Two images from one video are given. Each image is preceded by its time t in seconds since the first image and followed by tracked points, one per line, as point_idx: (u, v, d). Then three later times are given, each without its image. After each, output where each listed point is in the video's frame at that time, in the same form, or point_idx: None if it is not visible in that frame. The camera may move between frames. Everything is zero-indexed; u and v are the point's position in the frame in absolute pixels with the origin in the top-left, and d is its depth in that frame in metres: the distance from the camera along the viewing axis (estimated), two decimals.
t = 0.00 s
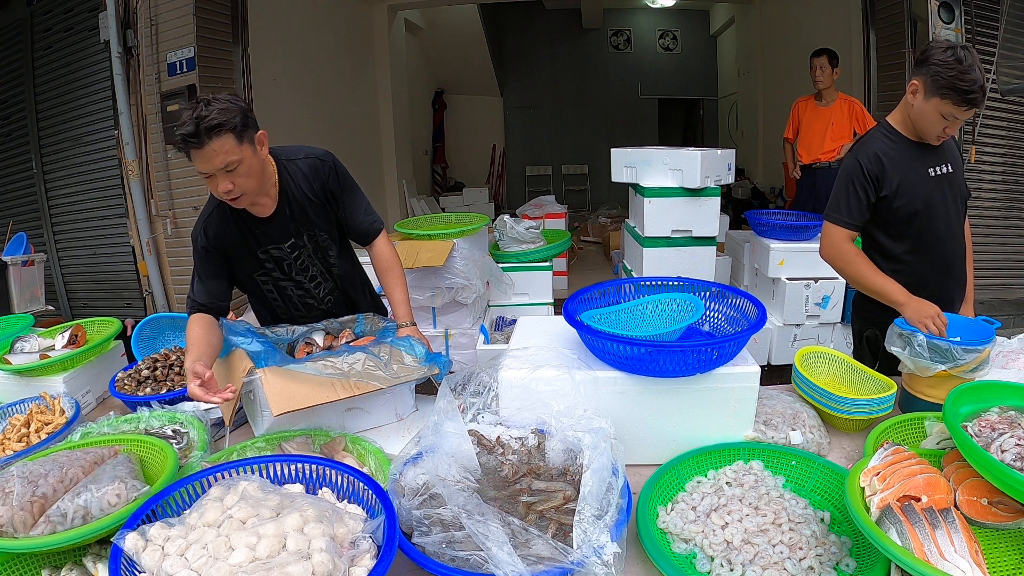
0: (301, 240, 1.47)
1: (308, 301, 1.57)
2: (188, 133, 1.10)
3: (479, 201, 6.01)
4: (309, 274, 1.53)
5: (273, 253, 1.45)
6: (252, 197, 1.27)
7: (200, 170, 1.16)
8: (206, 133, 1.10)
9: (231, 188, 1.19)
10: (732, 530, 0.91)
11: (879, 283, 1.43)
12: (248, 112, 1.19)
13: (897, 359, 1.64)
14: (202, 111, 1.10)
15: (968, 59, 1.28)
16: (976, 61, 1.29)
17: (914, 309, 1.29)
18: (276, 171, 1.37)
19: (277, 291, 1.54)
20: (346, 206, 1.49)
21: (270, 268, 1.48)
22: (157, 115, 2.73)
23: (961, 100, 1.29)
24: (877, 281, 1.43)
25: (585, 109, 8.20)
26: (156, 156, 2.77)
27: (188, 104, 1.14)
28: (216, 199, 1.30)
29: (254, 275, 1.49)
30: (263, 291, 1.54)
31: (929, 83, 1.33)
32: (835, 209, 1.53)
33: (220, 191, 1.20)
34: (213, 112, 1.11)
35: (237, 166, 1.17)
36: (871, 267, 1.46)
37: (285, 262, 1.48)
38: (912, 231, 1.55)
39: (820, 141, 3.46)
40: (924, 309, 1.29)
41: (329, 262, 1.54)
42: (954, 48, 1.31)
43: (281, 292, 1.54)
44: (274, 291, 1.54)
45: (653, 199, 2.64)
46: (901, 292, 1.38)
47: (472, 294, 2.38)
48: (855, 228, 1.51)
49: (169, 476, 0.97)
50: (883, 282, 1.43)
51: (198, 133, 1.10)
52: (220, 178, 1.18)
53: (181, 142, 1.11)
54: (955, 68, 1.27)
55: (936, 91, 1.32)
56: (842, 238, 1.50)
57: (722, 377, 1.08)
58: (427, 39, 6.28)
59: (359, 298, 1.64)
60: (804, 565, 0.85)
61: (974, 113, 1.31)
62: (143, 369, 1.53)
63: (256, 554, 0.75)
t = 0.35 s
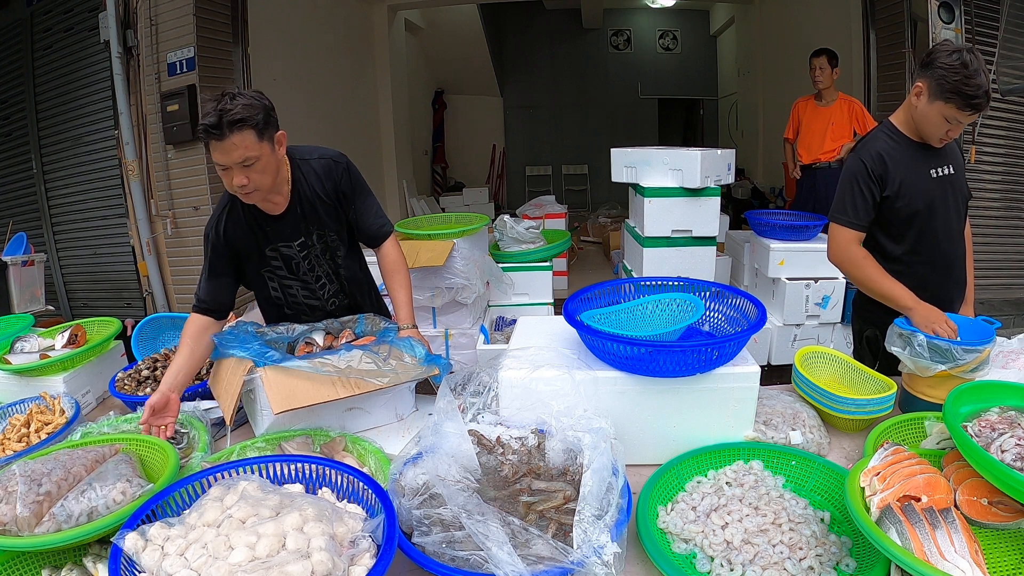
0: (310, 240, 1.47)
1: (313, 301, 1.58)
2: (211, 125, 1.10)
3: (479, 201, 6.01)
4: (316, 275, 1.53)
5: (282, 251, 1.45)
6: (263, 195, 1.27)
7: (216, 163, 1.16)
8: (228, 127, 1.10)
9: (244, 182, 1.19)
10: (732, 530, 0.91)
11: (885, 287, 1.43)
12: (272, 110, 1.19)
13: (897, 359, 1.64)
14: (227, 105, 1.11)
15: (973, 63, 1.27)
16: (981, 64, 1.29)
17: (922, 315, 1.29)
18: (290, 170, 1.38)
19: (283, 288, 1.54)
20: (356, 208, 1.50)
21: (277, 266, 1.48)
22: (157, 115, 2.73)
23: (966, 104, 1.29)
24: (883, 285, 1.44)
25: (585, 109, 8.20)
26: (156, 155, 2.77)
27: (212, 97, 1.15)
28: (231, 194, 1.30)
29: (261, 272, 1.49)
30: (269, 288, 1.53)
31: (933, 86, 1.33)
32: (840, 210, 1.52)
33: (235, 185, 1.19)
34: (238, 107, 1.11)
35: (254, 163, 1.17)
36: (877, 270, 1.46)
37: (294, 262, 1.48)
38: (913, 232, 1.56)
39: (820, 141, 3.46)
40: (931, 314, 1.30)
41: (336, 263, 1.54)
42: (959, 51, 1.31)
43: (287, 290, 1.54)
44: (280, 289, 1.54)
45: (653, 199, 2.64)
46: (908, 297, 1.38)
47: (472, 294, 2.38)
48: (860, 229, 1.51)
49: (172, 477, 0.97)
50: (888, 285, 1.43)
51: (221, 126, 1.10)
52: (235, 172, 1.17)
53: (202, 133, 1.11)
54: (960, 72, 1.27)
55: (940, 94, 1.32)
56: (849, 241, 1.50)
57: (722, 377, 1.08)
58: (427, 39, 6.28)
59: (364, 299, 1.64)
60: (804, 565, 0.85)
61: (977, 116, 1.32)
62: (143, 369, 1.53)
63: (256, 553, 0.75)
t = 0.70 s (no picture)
0: (308, 242, 1.47)
1: (313, 304, 1.57)
2: (211, 127, 1.09)
3: (479, 201, 6.00)
4: (314, 277, 1.52)
5: (280, 254, 1.45)
6: (261, 200, 1.27)
7: (215, 166, 1.15)
8: (229, 130, 1.10)
9: (242, 186, 1.18)
10: (732, 529, 0.91)
11: (879, 285, 1.43)
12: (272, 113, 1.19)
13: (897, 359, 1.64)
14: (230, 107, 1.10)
15: (978, 66, 1.27)
16: (985, 68, 1.29)
17: (915, 311, 1.29)
18: (285, 172, 1.38)
19: (283, 292, 1.53)
20: (353, 209, 1.50)
21: (276, 270, 1.47)
22: (157, 115, 2.73)
23: (970, 108, 1.29)
24: (877, 283, 1.43)
25: (585, 109, 8.20)
26: (156, 155, 2.77)
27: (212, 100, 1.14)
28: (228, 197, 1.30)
29: (259, 276, 1.48)
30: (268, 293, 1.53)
31: (937, 89, 1.33)
32: (838, 209, 1.52)
33: (233, 189, 1.19)
34: (241, 111, 1.11)
35: (253, 167, 1.17)
36: (871, 268, 1.46)
37: (292, 265, 1.48)
38: (914, 232, 1.56)
39: (820, 142, 3.46)
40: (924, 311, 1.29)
41: (335, 264, 1.54)
42: (964, 53, 1.31)
43: (286, 293, 1.53)
44: (279, 293, 1.53)
45: (653, 199, 2.64)
46: (902, 294, 1.38)
47: (472, 294, 2.38)
48: (857, 229, 1.51)
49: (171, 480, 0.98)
50: (884, 284, 1.43)
51: (221, 129, 1.09)
52: (234, 175, 1.16)
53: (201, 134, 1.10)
54: (965, 76, 1.27)
55: (944, 98, 1.32)
56: (844, 239, 1.50)
57: (723, 377, 1.08)
58: (427, 39, 6.28)
59: (363, 300, 1.64)
60: (804, 565, 0.85)
61: (981, 120, 1.32)
62: (143, 369, 1.54)
63: (256, 553, 0.75)
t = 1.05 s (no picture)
0: (296, 247, 1.46)
1: (308, 305, 1.58)
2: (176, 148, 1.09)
3: (479, 201, 6.00)
4: (306, 280, 1.53)
5: (269, 260, 1.45)
6: (242, 208, 1.27)
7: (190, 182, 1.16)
8: (194, 148, 1.09)
9: (220, 201, 1.19)
10: (732, 529, 0.91)
11: (879, 285, 1.43)
12: (239, 122, 1.18)
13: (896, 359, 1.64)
14: (186, 126, 1.09)
15: (978, 67, 1.27)
16: (986, 69, 1.29)
17: (916, 310, 1.28)
18: (268, 178, 1.37)
19: (276, 295, 1.54)
20: (340, 211, 1.49)
21: (265, 275, 1.48)
22: (157, 115, 2.73)
23: (969, 109, 1.29)
24: (878, 283, 1.43)
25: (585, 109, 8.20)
26: (156, 156, 2.77)
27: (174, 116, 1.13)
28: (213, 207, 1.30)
29: (251, 282, 1.49)
30: (261, 297, 1.54)
31: (937, 90, 1.33)
32: (838, 209, 1.53)
33: (212, 204, 1.20)
34: (200, 127, 1.09)
35: (226, 180, 1.17)
36: (872, 268, 1.46)
37: (281, 270, 1.48)
38: (914, 232, 1.56)
39: (819, 142, 3.46)
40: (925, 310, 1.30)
41: (326, 267, 1.54)
42: (965, 54, 1.31)
43: (279, 297, 1.54)
44: (272, 296, 1.54)
45: (653, 199, 2.64)
46: (902, 294, 1.37)
47: (472, 294, 2.38)
48: (858, 230, 1.51)
49: (151, 471, 1.00)
50: (884, 284, 1.43)
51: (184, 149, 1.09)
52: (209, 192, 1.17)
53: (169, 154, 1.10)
54: (965, 76, 1.27)
55: (944, 98, 1.32)
56: (844, 239, 1.50)
57: (723, 377, 1.08)
58: (427, 39, 6.28)
59: (359, 300, 1.64)
60: (804, 565, 0.85)
61: (980, 121, 1.32)
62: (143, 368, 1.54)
63: (257, 552, 0.75)
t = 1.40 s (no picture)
0: (294, 244, 1.47)
1: (306, 303, 1.58)
2: (183, 139, 1.08)
3: (479, 201, 6.00)
4: (304, 277, 1.53)
5: (268, 256, 1.45)
6: (250, 196, 1.26)
7: (200, 175, 1.15)
8: (202, 134, 1.09)
9: (232, 186, 1.19)
10: (732, 529, 0.91)
11: (879, 284, 1.43)
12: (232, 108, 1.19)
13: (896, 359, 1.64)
14: (186, 117, 1.08)
15: (979, 71, 1.27)
16: (986, 72, 1.29)
17: (914, 309, 1.28)
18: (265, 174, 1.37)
19: (274, 292, 1.53)
20: (336, 208, 1.48)
21: (264, 272, 1.48)
22: (157, 115, 2.73)
23: (968, 114, 1.30)
24: (877, 282, 1.43)
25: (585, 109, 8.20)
26: (156, 156, 2.77)
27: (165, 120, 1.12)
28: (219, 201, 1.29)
29: (249, 280, 1.48)
30: (260, 294, 1.53)
31: (937, 92, 1.33)
32: (838, 209, 1.52)
33: (225, 192, 1.19)
34: (201, 113, 1.10)
35: (235, 163, 1.17)
36: (872, 268, 1.46)
37: (280, 266, 1.48)
38: (914, 233, 1.56)
39: (819, 142, 3.46)
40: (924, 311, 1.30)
41: (323, 263, 1.54)
42: (965, 56, 1.30)
43: (278, 294, 1.54)
44: (271, 294, 1.54)
45: (653, 199, 2.64)
46: (901, 294, 1.37)
47: (472, 294, 2.38)
48: (857, 229, 1.51)
49: (151, 469, 1.00)
50: (883, 283, 1.42)
51: (192, 137, 1.08)
52: (221, 178, 1.17)
53: (173, 151, 1.09)
54: (965, 81, 1.26)
55: (944, 101, 1.32)
56: (844, 238, 1.50)
57: (723, 377, 1.08)
58: (427, 39, 6.28)
59: (357, 298, 1.64)
60: (804, 565, 0.85)
61: (979, 125, 1.32)
62: (143, 369, 1.53)
63: (257, 552, 0.75)
